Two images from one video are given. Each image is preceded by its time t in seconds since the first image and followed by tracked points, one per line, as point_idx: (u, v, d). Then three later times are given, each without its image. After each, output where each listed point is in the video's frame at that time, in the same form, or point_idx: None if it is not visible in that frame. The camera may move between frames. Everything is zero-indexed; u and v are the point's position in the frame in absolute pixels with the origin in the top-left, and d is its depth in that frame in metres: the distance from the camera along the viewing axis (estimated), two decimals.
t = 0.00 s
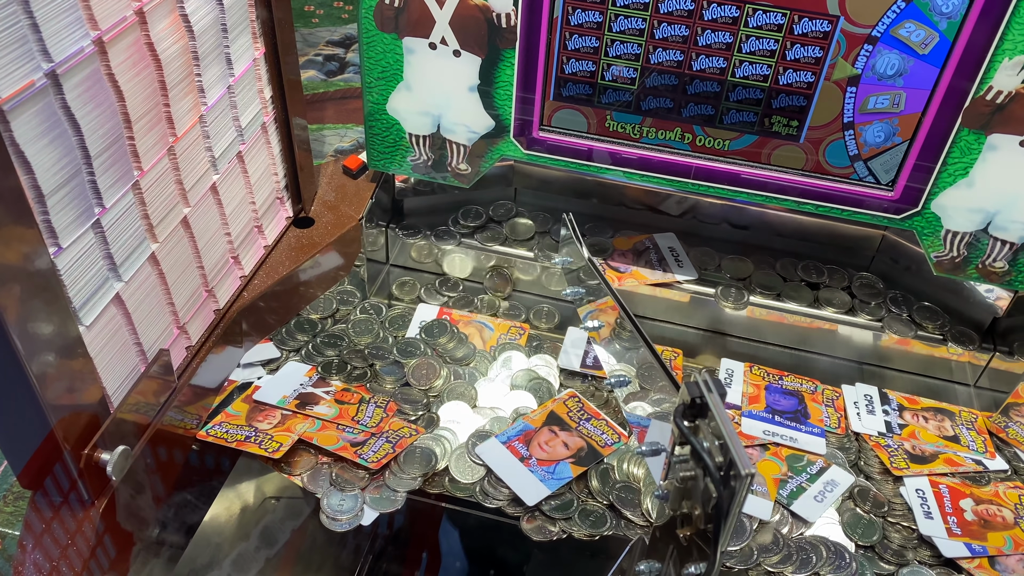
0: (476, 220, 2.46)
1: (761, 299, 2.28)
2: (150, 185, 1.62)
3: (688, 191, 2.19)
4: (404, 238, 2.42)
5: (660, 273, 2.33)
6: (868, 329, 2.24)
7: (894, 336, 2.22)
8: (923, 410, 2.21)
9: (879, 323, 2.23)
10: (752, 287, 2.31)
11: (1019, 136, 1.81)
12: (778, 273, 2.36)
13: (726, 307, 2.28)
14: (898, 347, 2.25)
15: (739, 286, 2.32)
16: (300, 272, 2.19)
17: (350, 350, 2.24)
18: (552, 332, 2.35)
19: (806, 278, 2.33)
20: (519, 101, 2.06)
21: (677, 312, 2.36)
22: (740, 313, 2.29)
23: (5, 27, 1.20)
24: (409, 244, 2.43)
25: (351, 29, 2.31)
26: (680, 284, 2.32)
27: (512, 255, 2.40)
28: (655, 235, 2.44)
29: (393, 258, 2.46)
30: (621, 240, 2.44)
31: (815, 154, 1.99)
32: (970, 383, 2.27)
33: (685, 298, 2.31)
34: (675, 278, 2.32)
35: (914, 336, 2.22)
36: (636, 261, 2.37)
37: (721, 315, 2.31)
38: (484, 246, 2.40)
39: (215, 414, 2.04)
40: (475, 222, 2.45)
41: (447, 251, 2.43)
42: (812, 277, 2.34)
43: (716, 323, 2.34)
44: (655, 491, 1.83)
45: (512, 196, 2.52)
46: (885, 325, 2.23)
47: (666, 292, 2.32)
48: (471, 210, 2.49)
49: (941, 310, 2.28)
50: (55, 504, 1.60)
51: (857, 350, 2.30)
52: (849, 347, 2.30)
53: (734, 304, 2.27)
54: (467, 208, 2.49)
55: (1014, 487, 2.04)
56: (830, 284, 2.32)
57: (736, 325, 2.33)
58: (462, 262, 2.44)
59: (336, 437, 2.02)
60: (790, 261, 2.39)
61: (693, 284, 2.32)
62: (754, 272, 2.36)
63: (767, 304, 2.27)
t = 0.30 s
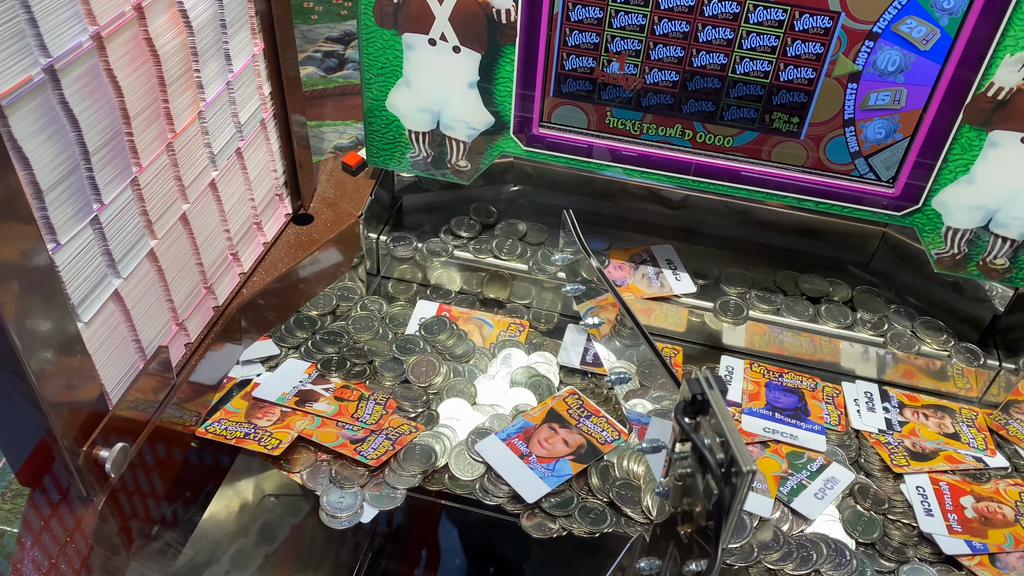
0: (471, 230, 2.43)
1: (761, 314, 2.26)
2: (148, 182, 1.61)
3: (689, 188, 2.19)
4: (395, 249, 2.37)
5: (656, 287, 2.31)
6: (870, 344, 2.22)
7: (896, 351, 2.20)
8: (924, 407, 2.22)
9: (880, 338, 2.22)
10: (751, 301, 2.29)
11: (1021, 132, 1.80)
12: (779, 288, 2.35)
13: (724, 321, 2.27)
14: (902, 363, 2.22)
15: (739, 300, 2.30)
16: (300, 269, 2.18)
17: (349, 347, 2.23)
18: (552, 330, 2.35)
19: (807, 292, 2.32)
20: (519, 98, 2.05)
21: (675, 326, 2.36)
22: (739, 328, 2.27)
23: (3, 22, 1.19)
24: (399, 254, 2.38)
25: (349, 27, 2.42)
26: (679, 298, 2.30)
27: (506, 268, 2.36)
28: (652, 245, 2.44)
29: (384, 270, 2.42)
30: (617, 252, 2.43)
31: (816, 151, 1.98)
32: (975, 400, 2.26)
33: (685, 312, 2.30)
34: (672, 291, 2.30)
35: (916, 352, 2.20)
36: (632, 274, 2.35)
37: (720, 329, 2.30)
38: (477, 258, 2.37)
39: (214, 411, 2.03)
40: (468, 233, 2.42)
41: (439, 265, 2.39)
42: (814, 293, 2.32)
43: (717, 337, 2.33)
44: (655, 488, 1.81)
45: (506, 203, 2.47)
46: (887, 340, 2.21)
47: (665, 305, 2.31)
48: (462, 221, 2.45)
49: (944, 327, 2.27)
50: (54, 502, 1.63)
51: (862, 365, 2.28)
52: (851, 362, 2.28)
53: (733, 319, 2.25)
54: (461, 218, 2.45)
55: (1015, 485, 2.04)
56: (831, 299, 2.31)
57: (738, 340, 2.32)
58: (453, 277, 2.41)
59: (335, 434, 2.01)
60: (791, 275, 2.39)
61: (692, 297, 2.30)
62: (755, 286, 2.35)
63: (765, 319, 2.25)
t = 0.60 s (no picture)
0: (469, 235, 2.42)
1: (760, 325, 2.21)
2: (145, 176, 1.60)
3: (688, 184, 2.18)
4: (384, 258, 2.33)
5: (653, 297, 2.27)
6: (873, 357, 2.16)
7: (899, 365, 2.14)
8: (926, 410, 2.21)
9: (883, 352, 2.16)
10: (750, 313, 2.25)
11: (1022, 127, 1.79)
12: (779, 300, 2.31)
13: (724, 334, 2.20)
14: (905, 377, 2.17)
15: (737, 311, 2.25)
16: (293, 267, 2.16)
17: (346, 345, 2.23)
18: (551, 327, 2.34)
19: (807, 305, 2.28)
20: (518, 94, 2.05)
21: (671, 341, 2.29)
22: (739, 341, 2.21)
23: None
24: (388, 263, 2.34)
25: (348, 22, 2.39)
26: (676, 309, 2.26)
27: (499, 277, 2.32)
28: (649, 256, 2.41)
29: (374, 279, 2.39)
30: (612, 262, 2.34)
31: (817, 147, 1.98)
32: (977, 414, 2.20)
33: (683, 326, 2.25)
34: (669, 303, 2.27)
35: (920, 365, 2.14)
36: (630, 285, 2.27)
37: (719, 342, 2.24)
38: (465, 268, 2.32)
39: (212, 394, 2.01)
40: (468, 236, 2.42)
41: (429, 277, 2.34)
42: (813, 303, 2.30)
43: (716, 351, 2.26)
44: (654, 484, 1.80)
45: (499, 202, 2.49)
46: (890, 353, 2.16)
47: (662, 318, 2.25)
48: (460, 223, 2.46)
49: (947, 339, 2.22)
50: (52, 498, 1.63)
51: (867, 381, 2.22)
52: (853, 377, 2.22)
53: (731, 331, 2.19)
54: (459, 224, 2.46)
55: (1016, 482, 2.04)
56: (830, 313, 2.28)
57: (737, 354, 2.26)
58: (445, 288, 2.36)
59: (331, 424, 2.00)
60: (790, 286, 2.37)
61: (690, 309, 2.26)
62: (753, 299, 2.30)
63: (766, 331, 2.20)
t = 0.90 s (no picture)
0: (468, 238, 2.44)
1: (761, 328, 2.22)
2: (148, 173, 1.60)
3: (688, 180, 2.18)
4: (383, 261, 2.34)
5: (654, 301, 2.26)
6: (874, 361, 2.16)
7: (902, 368, 2.13)
8: (929, 413, 2.19)
9: (886, 356, 2.16)
10: (750, 317, 2.25)
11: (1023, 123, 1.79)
12: (779, 302, 2.30)
13: (724, 338, 2.20)
14: (908, 381, 2.15)
15: (738, 315, 2.25)
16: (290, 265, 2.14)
17: (346, 344, 2.23)
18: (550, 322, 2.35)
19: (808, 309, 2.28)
20: (519, 91, 2.05)
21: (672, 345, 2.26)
22: (740, 345, 2.21)
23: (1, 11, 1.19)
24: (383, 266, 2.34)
25: (349, 18, 2.37)
26: (677, 313, 2.25)
27: (497, 280, 2.33)
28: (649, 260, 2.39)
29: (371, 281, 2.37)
30: (614, 264, 2.33)
31: (818, 143, 1.98)
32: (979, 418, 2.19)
33: (684, 329, 2.23)
34: (670, 306, 2.25)
35: (922, 370, 2.13)
36: (631, 287, 2.24)
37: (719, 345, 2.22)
38: (464, 271, 2.34)
39: (212, 409, 2.02)
40: (467, 240, 2.43)
41: (426, 281, 2.35)
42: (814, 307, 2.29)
43: (717, 355, 2.25)
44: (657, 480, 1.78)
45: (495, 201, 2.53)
46: (892, 357, 2.15)
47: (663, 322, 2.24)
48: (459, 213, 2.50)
49: (950, 344, 2.21)
50: (54, 495, 1.61)
51: (869, 386, 2.20)
52: (855, 381, 2.21)
53: (732, 335, 2.20)
54: (458, 227, 2.47)
55: (1016, 478, 2.04)
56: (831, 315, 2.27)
57: (737, 358, 2.25)
58: (444, 292, 2.35)
59: (325, 435, 1.99)
60: (791, 289, 2.36)
61: (690, 313, 2.25)
62: (753, 301, 2.30)
63: (765, 335, 2.21)
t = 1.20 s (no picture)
0: (471, 233, 2.44)
1: (762, 323, 2.23)
2: (152, 168, 1.61)
3: (691, 176, 2.19)
4: (386, 256, 2.37)
5: (655, 295, 2.29)
6: (875, 355, 2.17)
7: (903, 362, 2.15)
8: (930, 408, 2.19)
9: (886, 350, 2.18)
10: (752, 311, 2.26)
11: None
12: (781, 297, 2.31)
13: (726, 332, 2.21)
14: (909, 373, 2.16)
15: (740, 309, 2.26)
16: (293, 262, 2.14)
17: (349, 340, 2.24)
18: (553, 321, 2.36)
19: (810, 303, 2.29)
20: (521, 88, 2.05)
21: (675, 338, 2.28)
22: (741, 340, 2.22)
23: (6, 7, 1.19)
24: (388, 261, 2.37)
25: (351, 15, 2.49)
26: (679, 307, 2.27)
27: (500, 275, 2.34)
28: (652, 254, 2.40)
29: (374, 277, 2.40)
30: (616, 259, 2.36)
31: (820, 138, 1.98)
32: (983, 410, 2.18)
33: (685, 322, 2.25)
34: (671, 301, 2.28)
35: (924, 364, 2.15)
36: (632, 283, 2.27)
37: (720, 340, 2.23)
38: (467, 267, 2.36)
39: (216, 404, 2.02)
40: (471, 233, 2.44)
41: (431, 274, 2.36)
42: (816, 301, 2.30)
43: (718, 350, 2.25)
44: (660, 476, 1.79)
45: (496, 196, 2.54)
46: (893, 351, 2.17)
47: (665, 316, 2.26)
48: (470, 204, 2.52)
49: (952, 338, 2.23)
50: (57, 490, 1.63)
51: (870, 378, 2.21)
52: (857, 373, 2.21)
53: (734, 329, 2.20)
54: (461, 220, 2.49)
55: (1018, 473, 2.04)
56: (834, 309, 2.29)
57: (739, 352, 2.26)
58: (447, 285, 2.37)
59: (329, 431, 2.00)
60: (792, 283, 2.36)
61: (692, 307, 2.27)
62: (755, 295, 2.31)
63: (767, 329, 2.21)
